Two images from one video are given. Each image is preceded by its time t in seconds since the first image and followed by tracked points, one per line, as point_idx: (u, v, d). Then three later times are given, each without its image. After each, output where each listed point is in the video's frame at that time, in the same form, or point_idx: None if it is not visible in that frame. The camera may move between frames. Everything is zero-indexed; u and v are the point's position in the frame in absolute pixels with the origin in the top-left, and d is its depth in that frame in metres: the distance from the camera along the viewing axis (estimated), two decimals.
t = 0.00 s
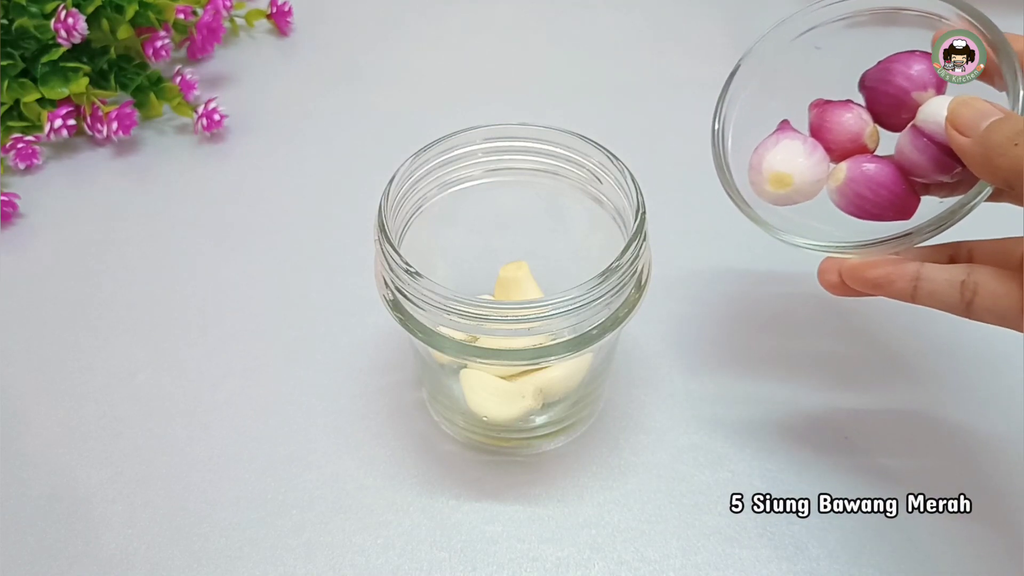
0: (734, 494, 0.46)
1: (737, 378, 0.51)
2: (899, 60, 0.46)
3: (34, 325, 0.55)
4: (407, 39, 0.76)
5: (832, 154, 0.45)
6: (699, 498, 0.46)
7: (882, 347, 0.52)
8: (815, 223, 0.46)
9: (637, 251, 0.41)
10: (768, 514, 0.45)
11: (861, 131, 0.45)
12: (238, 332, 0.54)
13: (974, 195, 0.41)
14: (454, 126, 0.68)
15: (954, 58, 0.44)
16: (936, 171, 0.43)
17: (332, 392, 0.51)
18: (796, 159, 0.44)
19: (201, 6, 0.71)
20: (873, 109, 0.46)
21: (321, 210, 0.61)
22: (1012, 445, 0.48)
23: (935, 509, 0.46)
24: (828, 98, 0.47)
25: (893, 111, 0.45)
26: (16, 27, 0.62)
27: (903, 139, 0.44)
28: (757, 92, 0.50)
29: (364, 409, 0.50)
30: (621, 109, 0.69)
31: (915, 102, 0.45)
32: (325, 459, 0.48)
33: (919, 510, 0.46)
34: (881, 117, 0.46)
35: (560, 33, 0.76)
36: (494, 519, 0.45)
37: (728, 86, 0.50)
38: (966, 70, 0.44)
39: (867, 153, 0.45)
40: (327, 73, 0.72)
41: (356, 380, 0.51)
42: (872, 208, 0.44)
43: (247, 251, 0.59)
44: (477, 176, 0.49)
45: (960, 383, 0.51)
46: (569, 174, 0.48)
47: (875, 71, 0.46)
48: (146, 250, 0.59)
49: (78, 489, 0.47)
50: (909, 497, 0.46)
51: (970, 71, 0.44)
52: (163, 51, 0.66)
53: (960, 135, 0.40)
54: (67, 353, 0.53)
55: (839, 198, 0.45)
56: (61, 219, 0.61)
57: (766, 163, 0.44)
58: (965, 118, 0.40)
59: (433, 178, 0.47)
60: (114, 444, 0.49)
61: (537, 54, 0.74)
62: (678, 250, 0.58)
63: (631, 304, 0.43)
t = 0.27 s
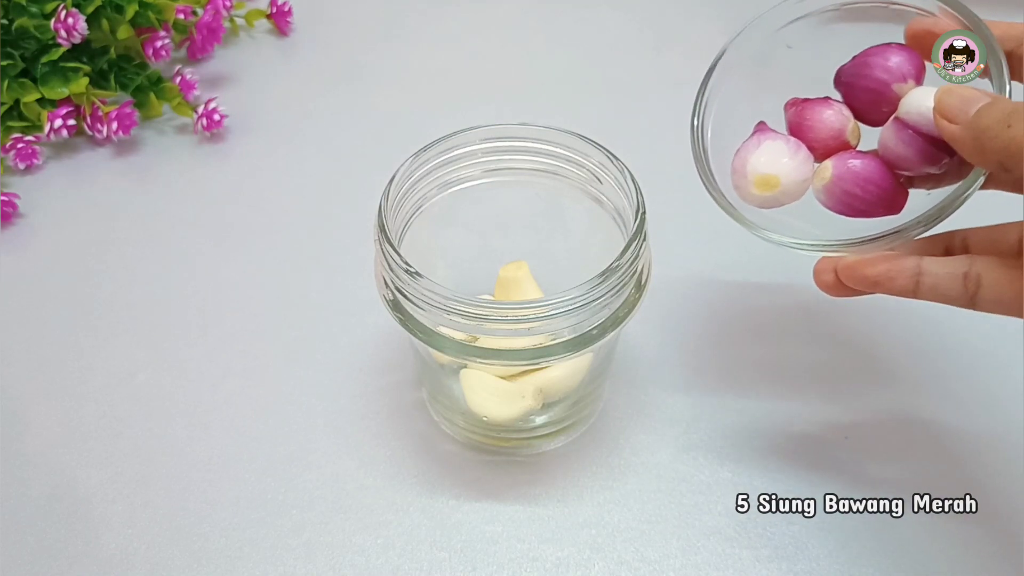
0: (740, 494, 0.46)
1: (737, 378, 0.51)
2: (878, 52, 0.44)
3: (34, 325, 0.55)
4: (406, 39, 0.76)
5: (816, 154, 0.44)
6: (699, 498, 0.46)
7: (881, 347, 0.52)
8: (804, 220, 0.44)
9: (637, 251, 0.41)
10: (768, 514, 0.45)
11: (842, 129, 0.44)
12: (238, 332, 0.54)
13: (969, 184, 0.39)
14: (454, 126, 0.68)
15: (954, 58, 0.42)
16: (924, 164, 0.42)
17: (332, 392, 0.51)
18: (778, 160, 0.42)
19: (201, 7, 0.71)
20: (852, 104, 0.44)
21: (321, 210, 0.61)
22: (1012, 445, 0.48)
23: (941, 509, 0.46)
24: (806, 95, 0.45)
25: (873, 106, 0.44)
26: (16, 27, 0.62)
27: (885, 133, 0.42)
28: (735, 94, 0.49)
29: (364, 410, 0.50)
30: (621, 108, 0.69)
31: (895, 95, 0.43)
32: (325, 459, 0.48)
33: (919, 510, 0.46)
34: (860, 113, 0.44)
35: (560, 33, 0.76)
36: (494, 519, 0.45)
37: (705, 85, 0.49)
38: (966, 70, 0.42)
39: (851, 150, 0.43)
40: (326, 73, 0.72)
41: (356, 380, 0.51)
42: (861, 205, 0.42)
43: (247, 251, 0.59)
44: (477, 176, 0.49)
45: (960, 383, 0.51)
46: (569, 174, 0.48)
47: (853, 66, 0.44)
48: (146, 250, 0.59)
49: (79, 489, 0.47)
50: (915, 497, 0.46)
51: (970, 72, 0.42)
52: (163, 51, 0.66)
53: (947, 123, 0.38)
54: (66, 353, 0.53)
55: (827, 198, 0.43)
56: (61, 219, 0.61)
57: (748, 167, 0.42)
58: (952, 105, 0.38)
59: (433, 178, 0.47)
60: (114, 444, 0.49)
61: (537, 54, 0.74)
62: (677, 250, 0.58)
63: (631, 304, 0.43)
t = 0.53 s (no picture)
0: (753, 494, 0.46)
1: (736, 378, 0.51)
2: None
3: (34, 325, 0.55)
4: (406, 39, 0.76)
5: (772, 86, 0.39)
6: (699, 498, 0.46)
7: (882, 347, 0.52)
8: (770, 156, 0.40)
9: (637, 251, 0.41)
10: (766, 513, 0.45)
11: (792, 54, 0.40)
12: (239, 331, 0.54)
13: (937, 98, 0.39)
14: (455, 125, 0.68)
15: (954, 58, 0.36)
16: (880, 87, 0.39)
17: (332, 392, 0.51)
18: (741, 95, 0.38)
19: (201, 6, 0.71)
20: (801, 32, 0.40)
21: (321, 210, 0.61)
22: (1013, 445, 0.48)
23: (955, 509, 0.46)
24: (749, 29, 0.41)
25: (822, 30, 0.39)
26: (16, 26, 0.62)
27: (839, 55, 0.39)
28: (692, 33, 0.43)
29: (364, 410, 0.50)
30: (621, 108, 0.69)
31: (846, 15, 0.39)
32: (325, 459, 0.48)
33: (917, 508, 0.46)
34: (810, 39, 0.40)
35: (561, 33, 0.76)
36: (494, 519, 0.45)
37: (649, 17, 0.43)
38: (966, 70, 0.36)
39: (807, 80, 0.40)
40: (327, 73, 0.72)
41: (356, 380, 0.51)
42: (828, 132, 0.39)
43: (247, 251, 0.59)
44: (477, 176, 0.49)
45: (960, 383, 0.51)
46: (569, 174, 0.48)
47: None
48: (146, 250, 0.59)
49: (79, 489, 0.47)
50: (929, 498, 0.46)
51: (971, 71, 0.36)
52: (163, 51, 0.66)
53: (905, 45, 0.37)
54: (67, 353, 0.53)
55: (791, 129, 0.39)
56: (61, 219, 0.61)
57: (710, 106, 0.38)
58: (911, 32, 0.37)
59: (433, 178, 0.47)
60: (114, 444, 0.49)
61: (536, 54, 0.75)
62: (677, 250, 0.58)
63: (631, 304, 0.43)
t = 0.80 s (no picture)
0: (753, 495, 0.46)
1: (736, 378, 0.51)
2: None
3: (34, 325, 0.55)
4: (407, 39, 0.76)
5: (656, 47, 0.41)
6: (699, 498, 0.46)
7: (882, 346, 0.52)
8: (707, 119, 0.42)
9: (637, 251, 0.41)
10: (766, 513, 0.45)
11: (670, 14, 0.41)
12: (239, 331, 0.54)
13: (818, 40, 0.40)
14: (455, 125, 0.68)
15: (954, 58, 0.36)
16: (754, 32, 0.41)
17: (332, 392, 0.51)
18: (632, 59, 0.39)
19: (201, 6, 0.71)
20: None
21: (321, 210, 0.61)
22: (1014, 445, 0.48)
23: (979, 509, 0.46)
24: None
25: None
26: (16, 26, 0.62)
27: (720, 10, 0.41)
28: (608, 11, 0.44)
29: (364, 410, 0.50)
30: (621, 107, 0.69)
31: None
32: (324, 459, 0.48)
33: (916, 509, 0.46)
34: None
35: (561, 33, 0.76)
36: (494, 519, 0.45)
37: None
38: (966, 70, 0.37)
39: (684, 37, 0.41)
40: (327, 73, 0.72)
41: (356, 379, 0.51)
42: (716, 87, 0.40)
43: (247, 250, 0.59)
44: (477, 177, 0.49)
45: (960, 383, 0.51)
46: (569, 174, 0.48)
47: None
48: (145, 250, 0.59)
49: (79, 489, 0.47)
50: (953, 497, 0.46)
51: (970, 72, 0.37)
52: (163, 51, 0.66)
53: None
54: (67, 353, 0.53)
55: (682, 88, 0.41)
56: (61, 219, 0.61)
57: (603, 74, 0.39)
58: None
59: (433, 179, 0.47)
60: (114, 444, 0.49)
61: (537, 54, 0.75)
62: (677, 250, 0.58)
63: (631, 304, 0.43)
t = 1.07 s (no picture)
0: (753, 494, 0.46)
1: (735, 378, 0.51)
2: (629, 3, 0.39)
3: (34, 325, 0.55)
4: (407, 39, 0.76)
5: (581, 96, 0.39)
6: (699, 498, 0.46)
7: (882, 346, 0.52)
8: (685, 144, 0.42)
9: (637, 251, 0.41)
10: (766, 514, 0.45)
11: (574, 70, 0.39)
12: (239, 331, 0.54)
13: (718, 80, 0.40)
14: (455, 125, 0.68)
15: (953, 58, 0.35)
16: (668, 55, 0.40)
17: (332, 392, 0.51)
18: (564, 119, 0.37)
19: (201, 6, 0.71)
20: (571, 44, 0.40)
21: (322, 210, 0.61)
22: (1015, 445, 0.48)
23: None
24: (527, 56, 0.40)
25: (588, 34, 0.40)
26: (16, 26, 0.62)
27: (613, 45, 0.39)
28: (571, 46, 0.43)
29: (363, 409, 0.50)
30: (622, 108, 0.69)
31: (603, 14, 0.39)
32: (324, 459, 0.48)
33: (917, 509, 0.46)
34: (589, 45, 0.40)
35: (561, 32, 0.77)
36: (494, 519, 0.45)
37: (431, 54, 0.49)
38: (966, 70, 0.35)
39: (599, 85, 0.40)
40: (327, 73, 0.72)
41: (356, 379, 0.51)
42: (647, 118, 0.40)
43: (247, 251, 0.59)
44: (479, 177, 0.50)
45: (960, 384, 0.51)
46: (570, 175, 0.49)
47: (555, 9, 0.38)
48: (145, 250, 0.59)
49: (79, 489, 0.47)
50: (998, 498, 0.46)
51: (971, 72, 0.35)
52: (163, 51, 0.67)
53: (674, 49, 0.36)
54: (66, 353, 0.53)
55: (619, 132, 0.40)
56: (61, 219, 0.61)
57: (540, 143, 0.37)
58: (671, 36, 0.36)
59: (433, 178, 0.48)
60: (113, 444, 0.49)
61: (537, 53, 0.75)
62: (677, 250, 0.58)
63: (631, 304, 0.43)
